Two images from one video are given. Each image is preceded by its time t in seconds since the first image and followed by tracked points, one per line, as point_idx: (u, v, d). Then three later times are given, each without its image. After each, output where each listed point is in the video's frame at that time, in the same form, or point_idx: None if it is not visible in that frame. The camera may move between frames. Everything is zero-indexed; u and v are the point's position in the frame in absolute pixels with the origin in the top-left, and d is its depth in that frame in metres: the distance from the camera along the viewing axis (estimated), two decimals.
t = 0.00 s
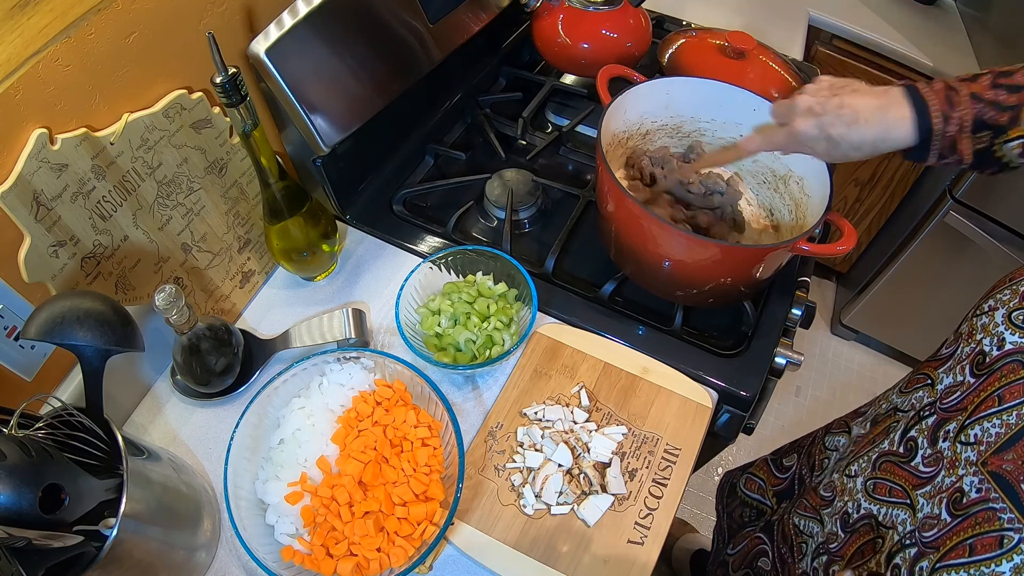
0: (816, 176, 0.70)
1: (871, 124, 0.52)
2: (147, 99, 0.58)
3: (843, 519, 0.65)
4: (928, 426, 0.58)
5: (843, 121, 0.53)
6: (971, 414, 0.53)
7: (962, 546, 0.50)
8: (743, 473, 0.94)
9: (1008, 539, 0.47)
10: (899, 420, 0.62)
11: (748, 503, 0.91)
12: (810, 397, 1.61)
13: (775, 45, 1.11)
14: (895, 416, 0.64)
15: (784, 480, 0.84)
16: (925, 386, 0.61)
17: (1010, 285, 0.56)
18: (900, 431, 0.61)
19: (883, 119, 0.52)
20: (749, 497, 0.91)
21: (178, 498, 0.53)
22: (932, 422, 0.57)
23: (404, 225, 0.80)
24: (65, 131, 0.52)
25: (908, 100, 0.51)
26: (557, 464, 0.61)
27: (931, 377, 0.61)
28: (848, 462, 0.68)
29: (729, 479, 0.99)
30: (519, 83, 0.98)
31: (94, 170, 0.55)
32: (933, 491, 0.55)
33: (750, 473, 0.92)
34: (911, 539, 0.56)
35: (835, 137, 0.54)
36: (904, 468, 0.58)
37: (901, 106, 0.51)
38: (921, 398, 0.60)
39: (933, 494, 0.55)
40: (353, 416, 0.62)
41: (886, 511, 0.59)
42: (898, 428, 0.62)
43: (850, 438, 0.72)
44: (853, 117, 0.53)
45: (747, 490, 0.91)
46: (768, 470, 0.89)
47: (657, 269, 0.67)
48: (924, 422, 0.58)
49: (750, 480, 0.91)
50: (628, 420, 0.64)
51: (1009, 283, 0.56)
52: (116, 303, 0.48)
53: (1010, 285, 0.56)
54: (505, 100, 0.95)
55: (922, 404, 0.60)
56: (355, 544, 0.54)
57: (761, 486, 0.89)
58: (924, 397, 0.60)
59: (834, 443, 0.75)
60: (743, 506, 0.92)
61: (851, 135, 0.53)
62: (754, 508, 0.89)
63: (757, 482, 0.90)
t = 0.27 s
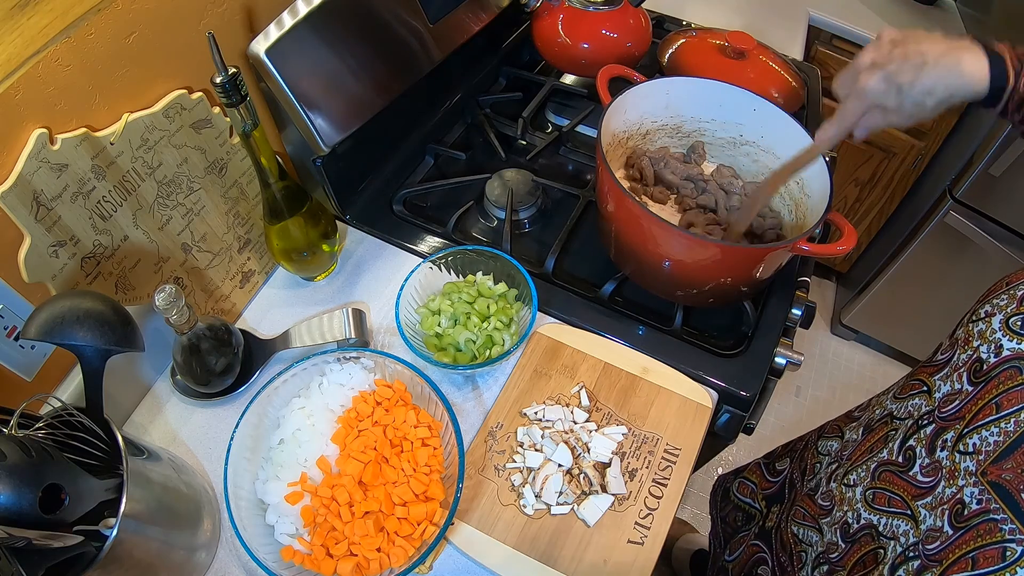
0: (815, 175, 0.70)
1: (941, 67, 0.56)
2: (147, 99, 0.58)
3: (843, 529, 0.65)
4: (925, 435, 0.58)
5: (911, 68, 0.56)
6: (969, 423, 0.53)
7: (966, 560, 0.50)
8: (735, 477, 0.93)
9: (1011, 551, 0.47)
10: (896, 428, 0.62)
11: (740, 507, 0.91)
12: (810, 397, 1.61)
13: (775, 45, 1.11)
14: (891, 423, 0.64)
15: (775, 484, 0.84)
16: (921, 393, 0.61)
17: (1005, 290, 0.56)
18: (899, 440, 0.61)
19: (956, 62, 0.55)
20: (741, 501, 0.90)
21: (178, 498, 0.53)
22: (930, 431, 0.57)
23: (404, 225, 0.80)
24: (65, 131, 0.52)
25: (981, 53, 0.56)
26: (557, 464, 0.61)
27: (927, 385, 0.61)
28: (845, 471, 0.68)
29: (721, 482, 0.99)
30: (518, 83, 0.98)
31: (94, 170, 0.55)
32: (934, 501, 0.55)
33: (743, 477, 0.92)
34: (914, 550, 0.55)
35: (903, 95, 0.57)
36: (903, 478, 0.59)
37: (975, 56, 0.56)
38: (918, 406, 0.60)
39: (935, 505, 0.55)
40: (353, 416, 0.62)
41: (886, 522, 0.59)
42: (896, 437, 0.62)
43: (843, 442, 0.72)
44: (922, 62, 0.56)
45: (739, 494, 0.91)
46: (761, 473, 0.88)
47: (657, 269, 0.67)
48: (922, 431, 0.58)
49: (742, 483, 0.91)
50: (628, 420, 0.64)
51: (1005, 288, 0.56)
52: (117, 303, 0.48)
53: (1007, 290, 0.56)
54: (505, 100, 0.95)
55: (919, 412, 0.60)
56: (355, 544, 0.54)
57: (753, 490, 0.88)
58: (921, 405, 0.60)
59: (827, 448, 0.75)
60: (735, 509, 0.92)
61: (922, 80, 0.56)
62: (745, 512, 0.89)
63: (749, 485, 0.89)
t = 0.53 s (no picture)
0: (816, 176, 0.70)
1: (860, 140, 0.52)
2: (147, 99, 0.58)
3: (843, 522, 0.66)
4: (931, 431, 0.57)
5: (834, 133, 0.53)
6: (976, 419, 0.53)
7: (967, 551, 0.50)
8: (744, 476, 0.94)
9: (1013, 542, 0.47)
10: (903, 424, 0.62)
11: (746, 506, 0.91)
12: (810, 397, 1.61)
13: (775, 45, 1.11)
14: (899, 420, 0.63)
15: (782, 481, 0.84)
16: (931, 391, 0.60)
17: (1016, 291, 0.55)
18: (905, 435, 0.61)
19: (873, 138, 0.51)
20: (748, 499, 0.91)
21: (178, 498, 0.53)
22: (935, 426, 0.57)
23: (404, 225, 0.80)
24: (65, 131, 0.52)
25: (897, 121, 0.51)
26: (557, 464, 0.61)
27: (936, 382, 0.60)
28: (851, 466, 0.68)
29: (731, 480, 0.99)
30: (518, 83, 0.98)
31: (94, 170, 0.55)
32: (934, 494, 0.55)
33: (751, 475, 0.92)
34: (912, 542, 0.56)
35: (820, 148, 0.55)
36: (906, 472, 0.59)
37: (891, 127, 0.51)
38: (926, 403, 0.60)
39: (935, 498, 0.55)
40: (353, 416, 0.62)
41: (885, 514, 0.60)
42: (903, 433, 0.61)
43: (851, 440, 0.72)
44: (844, 131, 0.52)
45: (747, 492, 0.91)
46: (768, 472, 0.88)
47: (657, 269, 0.67)
48: (928, 427, 0.58)
49: (750, 481, 0.91)
50: (628, 420, 0.64)
51: (1015, 290, 0.55)
52: (116, 303, 0.48)
53: (1016, 293, 0.55)
54: (505, 100, 0.95)
55: (927, 410, 0.59)
56: (355, 544, 0.54)
57: (760, 488, 0.89)
58: (929, 402, 0.59)
59: (835, 445, 0.75)
60: (740, 507, 0.92)
61: (841, 148, 0.52)
62: (749, 510, 0.90)
63: (756, 484, 0.90)
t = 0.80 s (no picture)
0: (816, 176, 0.70)
1: (913, 84, 0.60)
2: (147, 99, 0.58)
3: (846, 539, 0.65)
4: (931, 448, 0.58)
5: (885, 77, 0.60)
6: (976, 437, 0.54)
7: (970, 573, 0.50)
8: (742, 486, 0.94)
9: (1015, 565, 0.47)
10: (902, 440, 0.62)
11: (747, 516, 0.91)
12: (810, 398, 1.61)
13: (775, 45, 1.11)
14: (897, 435, 0.63)
15: (782, 493, 0.84)
16: (928, 405, 0.61)
17: (1013, 305, 0.56)
18: (905, 452, 0.61)
19: (928, 84, 0.60)
20: (748, 510, 0.91)
21: (178, 498, 0.53)
22: (935, 444, 0.57)
23: (404, 224, 0.80)
24: (65, 131, 0.52)
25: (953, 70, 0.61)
26: (557, 464, 0.61)
27: (933, 397, 0.60)
28: (850, 481, 0.68)
29: (729, 490, 0.99)
30: (518, 83, 0.98)
31: (94, 170, 0.55)
32: (937, 514, 0.55)
33: (749, 486, 0.92)
34: (916, 563, 0.56)
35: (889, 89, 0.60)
36: (907, 490, 0.59)
37: (947, 76, 0.60)
38: (924, 418, 0.60)
39: (938, 518, 0.55)
40: (353, 416, 0.62)
41: (888, 533, 0.60)
42: (902, 449, 0.62)
43: (848, 452, 0.72)
44: (897, 75, 0.60)
45: (746, 503, 0.91)
46: (766, 482, 0.89)
47: (657, 269, 0.67)
48: (928, 443, 0.58)
49: (749, 493, 0.92)
50: (628, 420, 0.64)
51: (1013, 302, 0.56)
52: (117, 303, 0.48)
53: (1014, 305, 0.56)
54: (505, 100, 0.95)
55: (926, 424, 0.60)
56: (355, 544, 0.54)
57: (759, 498, 0.89)
58: (928, 417, 0.60)
59: (831, 457, 0.76)
60: (742, 518, 0.92)
61: (893, 90, 0.60)
62: (753, 521, 0.89)
63: (755, 494, 0.90)
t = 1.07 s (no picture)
0: (816, 175, 0.70)
1: (846, 107, 0.55)
2: (147, 100, 0.58)
3: (850, 531, 0.66)
4: (941, 442, 0.58)
5: (819, 101, 0.56)
6: (984, 430, 0.53)
7: (975, 564, 0.49)
8: (745, 482, 0.94)
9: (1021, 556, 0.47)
10: (911, 434, 0.62)
11: (748, 511, 0.91)
12: (810, 397, 1.61)
13: (775, 45, 1.11)
14: (907, 429, 0.64)
15: (785, 488, 0.84)
16: (938, 400, 0.61)
17: None
18: (915, 446, 0.61)
19: (859, 105, 0.54)
20: (749, 504, 0.91)
21: (178, 498, 0.53)
22: (945, 437, 0.57)
23: (404, 224, 0.80)
24: (65, 131, 0.52)
25: (887, 95, 0.54)
26: (557, 464, 0.61)
27: (944, 393, 0.60)
28: (858, 475, 0.68)
29: (730, 485, 0.99)
30: (518, 83, 0.98)
31: (94, 170, 0.55)
32: (943, 506, 0.55)
33: (752, 481, 0.92)
34: (918, 554, 0.56)
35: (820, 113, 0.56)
36: (915, 484, 0.59)
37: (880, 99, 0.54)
38: (934, 413, 0.60)
39: (944, 509, 0.55)
40: (353, 416, 0.62)
41: (893, 525, 0.59)
42: (912, 443, 0.62)
43: (856, 447, 0.72)
44: (832, 97, 0.55)
45: (748, 498, 0.91)
46: (769, 477, 0.89)
47: (657, 269, 0.67)
48: (937, 437, 0.58)
49: (751, 488, 0.92)
50: (628, 420, 0.64)
51: None
52: (117, 303, 0.48)
53: None
54: (505, 100, 0.95)
55: (936, 419, 0.60)
56: (355, 544, 0.54)
57: (762, 493, 0.89)
58: (938, 412, 0.60)
59: (839, 451, 0.75)
60: (743, 513, 0.92)
61: (826, 115, 0.55)
62: (753, 516, 0.89)
63: (757, 489, 0.90)
